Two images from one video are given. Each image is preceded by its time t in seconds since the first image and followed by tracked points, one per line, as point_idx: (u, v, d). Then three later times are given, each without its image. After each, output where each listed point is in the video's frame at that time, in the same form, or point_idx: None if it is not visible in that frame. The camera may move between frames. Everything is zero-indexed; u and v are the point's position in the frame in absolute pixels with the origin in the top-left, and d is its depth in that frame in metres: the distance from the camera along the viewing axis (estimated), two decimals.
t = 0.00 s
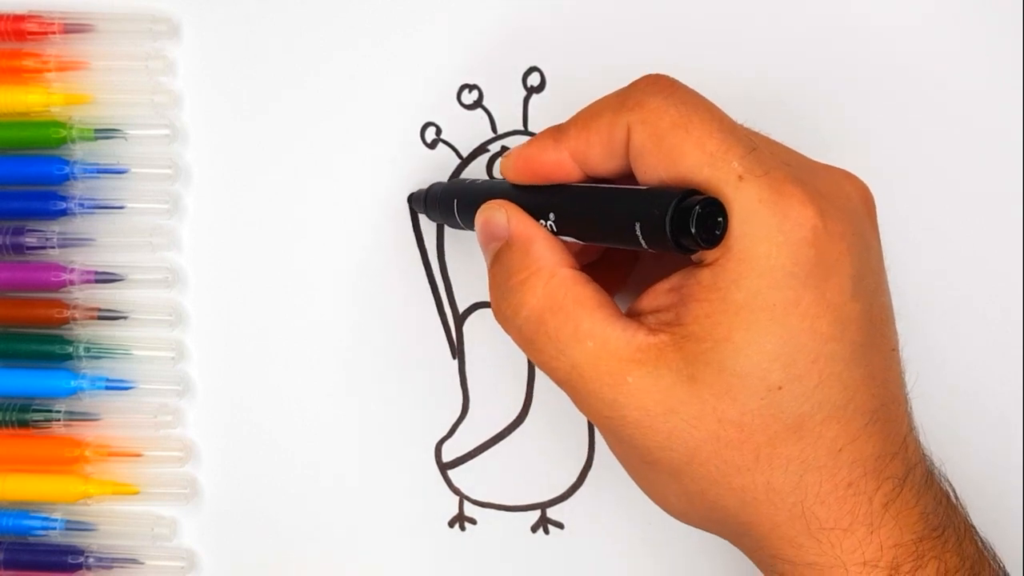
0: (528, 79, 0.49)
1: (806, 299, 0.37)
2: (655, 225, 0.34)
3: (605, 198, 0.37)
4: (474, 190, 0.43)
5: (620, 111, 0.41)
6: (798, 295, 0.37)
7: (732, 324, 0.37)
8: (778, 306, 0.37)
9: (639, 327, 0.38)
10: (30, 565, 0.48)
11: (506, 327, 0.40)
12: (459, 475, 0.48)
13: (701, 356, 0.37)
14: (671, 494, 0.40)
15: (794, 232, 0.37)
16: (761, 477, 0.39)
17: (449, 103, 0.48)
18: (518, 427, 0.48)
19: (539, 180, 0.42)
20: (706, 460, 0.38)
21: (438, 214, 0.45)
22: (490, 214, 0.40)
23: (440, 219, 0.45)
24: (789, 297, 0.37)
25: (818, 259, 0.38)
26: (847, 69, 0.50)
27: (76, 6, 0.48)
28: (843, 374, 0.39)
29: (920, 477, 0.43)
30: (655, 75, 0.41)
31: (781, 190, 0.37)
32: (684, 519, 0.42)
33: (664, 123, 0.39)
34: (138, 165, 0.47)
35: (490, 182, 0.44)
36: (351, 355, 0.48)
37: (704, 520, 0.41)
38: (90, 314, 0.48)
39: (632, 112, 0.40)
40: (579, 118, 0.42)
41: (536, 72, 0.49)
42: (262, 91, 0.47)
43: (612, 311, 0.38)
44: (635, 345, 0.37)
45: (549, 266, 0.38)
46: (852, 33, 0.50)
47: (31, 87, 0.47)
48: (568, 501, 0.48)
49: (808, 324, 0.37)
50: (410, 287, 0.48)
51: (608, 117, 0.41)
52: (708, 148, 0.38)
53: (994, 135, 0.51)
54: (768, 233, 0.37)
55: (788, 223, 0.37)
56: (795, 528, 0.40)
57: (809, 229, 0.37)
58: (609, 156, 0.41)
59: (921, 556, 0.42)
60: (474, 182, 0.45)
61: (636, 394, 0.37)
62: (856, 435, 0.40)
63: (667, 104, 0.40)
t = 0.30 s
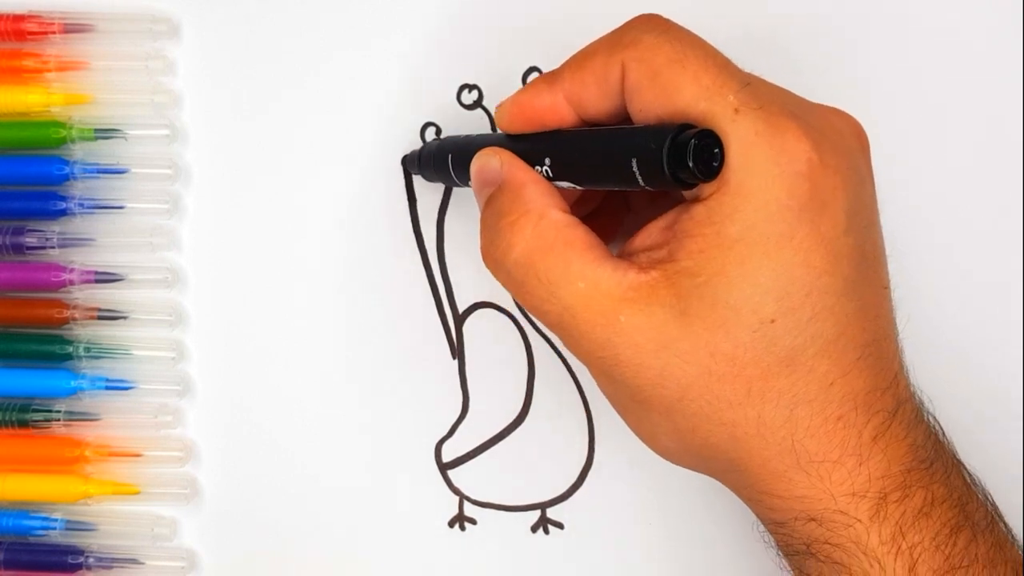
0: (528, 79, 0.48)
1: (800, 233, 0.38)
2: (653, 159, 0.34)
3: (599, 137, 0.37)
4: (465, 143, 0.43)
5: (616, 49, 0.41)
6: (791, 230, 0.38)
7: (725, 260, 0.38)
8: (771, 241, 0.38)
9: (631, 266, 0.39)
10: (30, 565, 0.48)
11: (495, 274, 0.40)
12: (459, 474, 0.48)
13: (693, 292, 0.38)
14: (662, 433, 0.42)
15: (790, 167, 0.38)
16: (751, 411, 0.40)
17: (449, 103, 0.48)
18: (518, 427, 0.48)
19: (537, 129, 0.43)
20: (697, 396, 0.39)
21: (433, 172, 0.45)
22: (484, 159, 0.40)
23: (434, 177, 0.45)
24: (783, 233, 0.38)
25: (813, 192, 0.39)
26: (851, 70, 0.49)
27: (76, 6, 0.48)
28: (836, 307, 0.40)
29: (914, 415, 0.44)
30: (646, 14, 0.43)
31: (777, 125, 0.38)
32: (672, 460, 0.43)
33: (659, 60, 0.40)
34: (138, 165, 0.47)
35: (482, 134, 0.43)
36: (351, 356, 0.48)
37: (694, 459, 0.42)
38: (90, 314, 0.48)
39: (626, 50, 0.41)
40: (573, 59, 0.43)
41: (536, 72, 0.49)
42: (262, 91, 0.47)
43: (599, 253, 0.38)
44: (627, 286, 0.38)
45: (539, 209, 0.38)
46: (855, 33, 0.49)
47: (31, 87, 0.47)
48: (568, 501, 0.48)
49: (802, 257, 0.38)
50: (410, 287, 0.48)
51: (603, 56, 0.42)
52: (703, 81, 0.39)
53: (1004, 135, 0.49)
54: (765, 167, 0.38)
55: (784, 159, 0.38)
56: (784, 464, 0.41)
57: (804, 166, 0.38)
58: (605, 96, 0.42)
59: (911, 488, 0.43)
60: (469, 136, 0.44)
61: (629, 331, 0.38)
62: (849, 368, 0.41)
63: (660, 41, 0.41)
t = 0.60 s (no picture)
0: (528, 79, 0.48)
1: (818, 151, 0.38)
2: (683, 55, 0.36)
3: (633, 29, 0.38)
4: (501, 24, 0.44)
5: None
6: (814, 148, 0.38)
7: (741, 167, 0.38)
8: (789, 152, 0.38)
9: (648, 167, 0.39)
10: (30, 565, 0.48)
11: (515, 156, 0.42)
12: (459, 475, 0.48)
13: (704, 198, 0.39)
14: (655, 341, 0.43)
15: (819, 82, 0.38)
16: (745, 326, 0.40)
17: (449, 103, 0.48)
18: (519, 427, 0.48)
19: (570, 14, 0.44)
20: (692, 303, 0.40)
21: (463, 51, 0.46)
22: (514, 42, 0.41)
23: (464, 57, 0.46)
24: (804, 150, 0.38)
25: (839, 113, 0.38)
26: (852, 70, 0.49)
27: (76, 6, 0.48)
28: (848, 237, 0.40)
29: (909, 352, 0.44)
30: None
31: (812, 40, 0.38)
32: (663, 370, 0.44)
33: None
34: (138, 165, 0.47)
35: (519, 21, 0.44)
36: (351, 357, 0.48)
37: (685, 374, 0.43)
38: (90, 314, 0.48)
39: None
40: None
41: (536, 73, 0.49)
42: (262, 91, 0.47)
43: (620, 146, 0.39)
44: (641, 182, 0.39)
45: (567, 95, 0.39)
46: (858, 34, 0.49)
47: (31, 87, 0.47)
48: (568, 501, 0.48)
49: (816, 177, 0.38)
50: (410, 287, 0.48)
51: None
52: None
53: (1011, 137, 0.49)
54: (795, 81, 0.38)
55: (813, 71, 0.38)
56: (772, 387, 0.42)
57: (834, 84, 0.38)
58: None
59: (896, 421, 0.43)
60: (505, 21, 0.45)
61: (638, 229, 0.39)
62: (852, 297, 0.41)
63: None
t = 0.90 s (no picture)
0: (528, 79, 0.48)
1: (939, 219, 0.39)
2: (818, 104, 0.36)
3: (773, 70, 0.38)
4: (637, 39, 0.44)
5: None
6: (939, 214, 0.39)
7: (858, 222, 0.39)
8: (913, 212, 0.39)
9: (763, 205, 0.40)
10: (30, 565, 0.48)
11: (627, 172, 0.43)
12: (459, 475, 0.48)
13: (818, 246, 0.39)
14: (740, 378, 0.43)
15: (952, 149, 0.38)
16: (838, 379, 0.41)
17: (449, 103, 0.48)
18: (519, 427, 0.48)
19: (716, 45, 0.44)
20: (788, 348, 0.41)
21: (592, 58, 0.46)
22: (649, 59, 0.41)
23: (591, 64, 0.46)
24: (930, 215, 0.39)
25: (965, 183, 0.39)
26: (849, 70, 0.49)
27: (76, 6, 0.48)
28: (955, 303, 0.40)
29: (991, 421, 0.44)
30: None
31: (952, 107, 0.39)
32: (742, 406, 0.44)
33: (861, 12, 0.40)
34: (138, 165, 0.47)
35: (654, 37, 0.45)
36: (353, 356, 0.48)
37: (768, 417, 0.43)
38: (90, 314, 0.48)
39: None
40: None
41: (536, 72, 0.48)
42: (262, 91, 0.47)
43: (738, 182, 0.40)
44: (755, 220, 0.40)
45: (693, 121, 0.40)
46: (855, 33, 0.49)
47: (31, 87, 0.47)
48: (568, 501, 0.48)
49: (933, 244, 0.39)
50: (410, 287, 0.48)
51: None
52: (894, 48, 0.39)
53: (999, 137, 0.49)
54: (929, 144, 0.38)
55: (947, 139, 0.38)
56: (857, 443, 0.42)
57: (968, 151, 0.39)
58: (790, 33, 0.43)
59: (976, 485, 0.44)
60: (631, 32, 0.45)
61: (745, 266, 0.40)
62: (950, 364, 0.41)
63: None
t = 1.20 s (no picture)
0: (528, 79, 0.48)
1: (971, 395, 0.39)
2: (852, 285, 0.35)
3: (805, 245, 0.37)
4: (666, 185, 0.44)
5: (850, 157, 0.41)
6: (972, 371, 0.39)
7: (889, 396, 0.39)
8: (944, 393, 0.39)
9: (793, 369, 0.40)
10: (30, 565, 0.48)
11: (654, 326, 0.41)
12: (459, 475, 0.48)
13: (848, 417, 0.39)
14: (766, 534, 0.42)
15: (985, 330, 0.39)
16: (866, 546, 0.40)
17: (449, 103, 0.48)
18: (519, 428, 0.48)
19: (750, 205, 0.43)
20: (816, 513, 0.40)
21: (619, 195, 0.45)
22: (680, 214, 0.40)
23: (619, 202, 0.46)
24: (962, 391, 0.39)
25: (996, 361, 0.39)
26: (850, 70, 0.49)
27: (75, 6, 0.48)
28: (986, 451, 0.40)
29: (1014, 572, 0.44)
30: (893, 132, 0.43)
31: (983, 284, 0.39)
32: (764, 554, 0.44)
33: (893, 185, 0.40)
34: (138, 165, 0.47)
35: (685, 185, 0.44)
36: (353, 357, 0.48)
37: (794, 568, 0.42)
38: (90, 314, 0.48)
39: (860, 162, 0.41)
40: (803, 149, 0.43)
41: (536, 72, 0.48)
42: (262, 91, 0.47)
43: (768, 345, 0.39)
44: (786, 385, 0.39)
45: (724, 282, 0.39)
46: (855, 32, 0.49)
47: (31, 86, 0.47)
48: (568, 501, 0.48)
49: (966, 420, 0.39)
50: (410, 287, 0.48)
51: (836, 157, 0.42)
52: (927, 224, 0.39)
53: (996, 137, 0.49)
54: (961, 309, 0.38)
55: (981, 315, 0.39)
56: None
57: (1000, 315, 0.39)
58: (823, 200, 0.42)
59: None
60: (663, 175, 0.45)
61: (775, 430, 0.39)
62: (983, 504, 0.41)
63: (899, 166, 0.40)
